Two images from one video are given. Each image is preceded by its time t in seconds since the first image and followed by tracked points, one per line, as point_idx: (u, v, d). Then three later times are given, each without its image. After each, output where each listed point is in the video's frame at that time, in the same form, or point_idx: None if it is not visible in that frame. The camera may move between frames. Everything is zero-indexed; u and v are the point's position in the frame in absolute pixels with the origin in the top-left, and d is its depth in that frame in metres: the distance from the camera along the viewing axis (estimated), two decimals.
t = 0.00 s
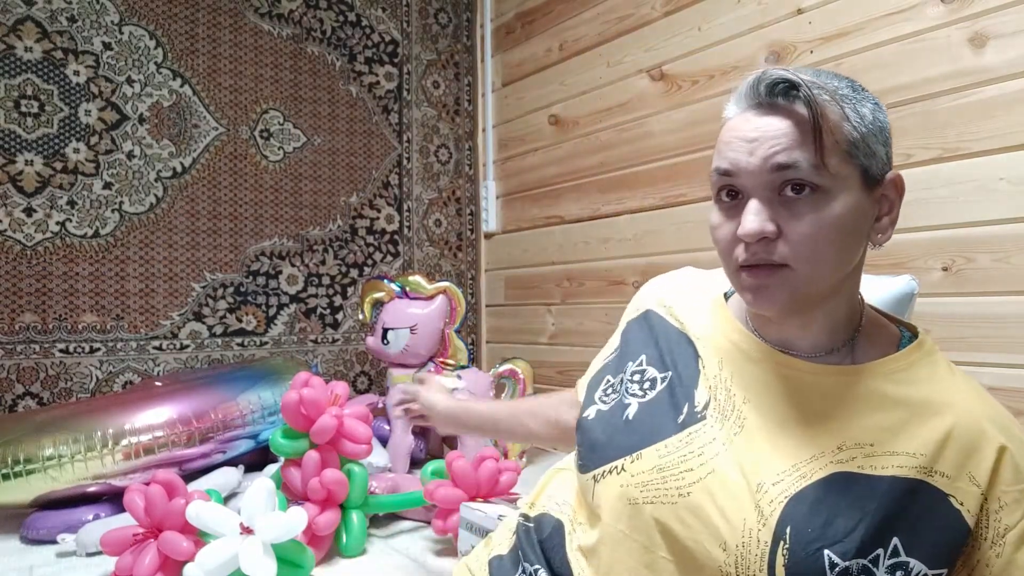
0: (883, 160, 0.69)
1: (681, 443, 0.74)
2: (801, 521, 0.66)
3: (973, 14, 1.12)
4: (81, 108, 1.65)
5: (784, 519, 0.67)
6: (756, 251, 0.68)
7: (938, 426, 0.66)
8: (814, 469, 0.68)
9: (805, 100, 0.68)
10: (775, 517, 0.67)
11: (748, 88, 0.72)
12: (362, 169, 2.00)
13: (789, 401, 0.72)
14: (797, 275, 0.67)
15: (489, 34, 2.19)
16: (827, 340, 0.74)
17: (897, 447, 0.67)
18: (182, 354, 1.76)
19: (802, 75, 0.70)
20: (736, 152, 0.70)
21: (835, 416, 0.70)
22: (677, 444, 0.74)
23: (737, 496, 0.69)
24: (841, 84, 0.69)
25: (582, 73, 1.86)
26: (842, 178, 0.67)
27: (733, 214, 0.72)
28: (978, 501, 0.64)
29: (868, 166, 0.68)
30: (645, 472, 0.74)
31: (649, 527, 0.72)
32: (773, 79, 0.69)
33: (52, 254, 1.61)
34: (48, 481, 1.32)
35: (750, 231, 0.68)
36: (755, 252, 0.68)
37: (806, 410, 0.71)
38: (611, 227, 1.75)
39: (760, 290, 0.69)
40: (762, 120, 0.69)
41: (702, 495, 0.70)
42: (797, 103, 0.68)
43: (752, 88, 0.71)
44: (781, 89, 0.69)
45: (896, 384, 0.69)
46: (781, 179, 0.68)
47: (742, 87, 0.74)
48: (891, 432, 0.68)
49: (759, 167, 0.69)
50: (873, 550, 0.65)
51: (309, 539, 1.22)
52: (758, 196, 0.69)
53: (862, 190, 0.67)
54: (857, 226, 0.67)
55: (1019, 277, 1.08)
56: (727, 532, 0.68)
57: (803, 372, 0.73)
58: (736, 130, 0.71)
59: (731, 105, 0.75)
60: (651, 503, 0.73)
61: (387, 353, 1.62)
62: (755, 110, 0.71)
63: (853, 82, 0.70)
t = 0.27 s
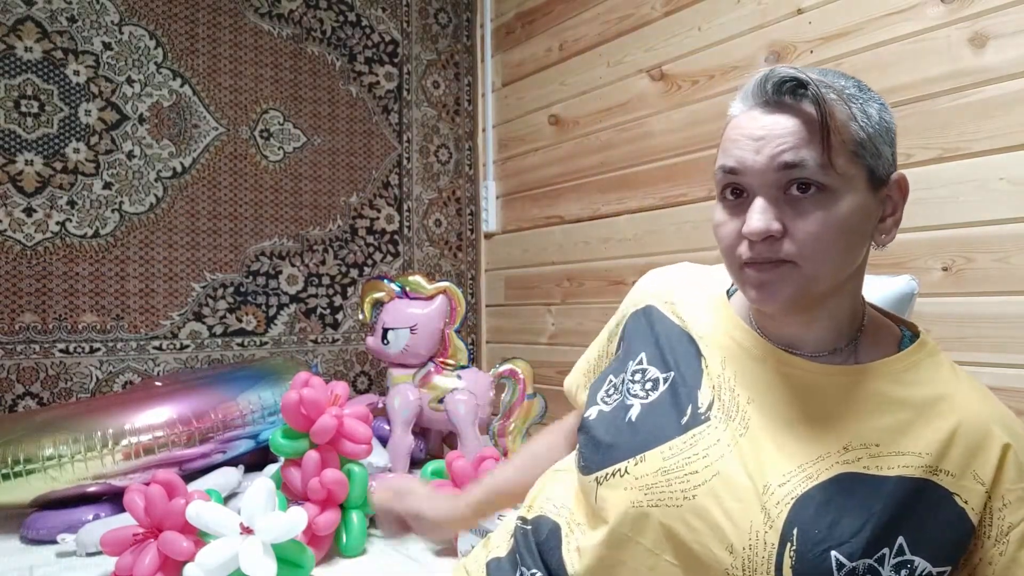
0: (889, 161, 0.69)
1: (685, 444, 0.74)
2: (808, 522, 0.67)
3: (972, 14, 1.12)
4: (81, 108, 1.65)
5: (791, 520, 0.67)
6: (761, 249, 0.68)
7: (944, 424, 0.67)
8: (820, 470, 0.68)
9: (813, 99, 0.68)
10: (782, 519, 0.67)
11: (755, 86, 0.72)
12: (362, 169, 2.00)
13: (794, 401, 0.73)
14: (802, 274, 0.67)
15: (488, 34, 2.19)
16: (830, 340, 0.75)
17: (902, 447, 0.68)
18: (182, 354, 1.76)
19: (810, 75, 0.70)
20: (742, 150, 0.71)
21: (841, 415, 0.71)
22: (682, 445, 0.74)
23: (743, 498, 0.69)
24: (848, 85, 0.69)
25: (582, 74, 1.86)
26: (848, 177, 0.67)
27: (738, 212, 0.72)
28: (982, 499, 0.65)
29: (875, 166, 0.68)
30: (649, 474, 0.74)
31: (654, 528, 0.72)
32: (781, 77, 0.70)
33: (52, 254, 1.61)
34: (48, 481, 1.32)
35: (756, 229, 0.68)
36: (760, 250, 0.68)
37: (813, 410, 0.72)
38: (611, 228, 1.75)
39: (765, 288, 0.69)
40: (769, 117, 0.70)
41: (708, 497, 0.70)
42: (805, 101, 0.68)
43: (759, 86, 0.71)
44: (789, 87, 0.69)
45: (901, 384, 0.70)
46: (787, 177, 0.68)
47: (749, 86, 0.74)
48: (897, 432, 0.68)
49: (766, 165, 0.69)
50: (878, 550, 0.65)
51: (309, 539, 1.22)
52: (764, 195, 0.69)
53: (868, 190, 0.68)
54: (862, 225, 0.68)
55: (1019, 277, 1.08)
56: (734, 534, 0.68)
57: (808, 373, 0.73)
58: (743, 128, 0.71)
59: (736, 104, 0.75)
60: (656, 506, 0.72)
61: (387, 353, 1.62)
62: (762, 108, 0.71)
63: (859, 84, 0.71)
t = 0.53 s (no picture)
0: (898, 165, 0.69)
1: (689, 451, 0.74)
2: (812, 529, 0.67)
3: (972, 14, 1.12)
4: (81, 108, 1.65)
5: (796, 527, 0.67)
6: (769, 252, 0.68)
7: (949, 429, 0.67)
8: (825, 476, 0.68)
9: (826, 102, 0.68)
10: (787, 526, 0.67)
11: (766, 87, 0.72)
12: (363, 169, 2.00)
13: (798, 407, 0.73)
14: (811, 277, 0.67)
15: (488, 34, 2.19)
16: (835, 343, 0.75)
17: (907, 452, 0.68)
18: (182, 354, 1.76)
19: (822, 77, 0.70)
20: (752, 151, 0.70)
21: (846, 421, 0.71)
22: (686, 452, 0.74)
23: (748, 506, 0.69)
24: (859, 88, 0.69)
25: (582, 74, 1.86)
26: (858, 180, 0.67)
27: (746, 214, 0.71)
28: (986, 504, 0.65)
29: (884, 171, 0.68)
30: (653, 482, 0.74)
31: (659, 534, 0.72)
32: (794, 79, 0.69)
33: (52, 255, 1.61)
34: (48, 481, 1.32)
35: (764, 232, 0.68)
36: (769, 253, 0.68)
37: (817, 416, 0.72)
38: (611, 228, 1.74)
39: (773, 290, 0.69)
40: (781, 119, 0.69)
41: (712, 505, 0.70)
42: (817, 104, 0.68)
43: (771, 87, 0.70)
44: (801, 89, 0.69)
45: (905, 389, 0.70)
46: (798, 180, 0.68)
47: (759, 86, 0.74)
48: (902, 437, 0.68)
49: (776, 167, 0.68)
50: (883, 556, 0.65)
51: (309, 539, 1.22)
52: (773, 197, 0.69)
53: (877, 194, 0.68)
54: (870, 229, 0.68)
55: (1019, 277, 1.07)
56: (739, 543, 0.68)
57: (813, 379, 0.73)
58: (754, 129, 0.71)
59: (746, 104, 0.75)
60: (660, 514, 0.72)
61: (387, 353, 1.62)
62: (773, 109, 0.70)
63: (870, 87, 0.71)
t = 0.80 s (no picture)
0: (896, 167, 0.69)
1: (689, 452, 0.74)
2: (813, 529, 0.67)
3: (972, 14, 1.12)
4: (81, 108, 1.65)
5: (796, 527, 0.67)
6: (769, 256, 0.68)
7: (949, 429, 0.67)
8: (825, 476, 0.68)
9: (823, 105, 0.67)
10: (787, 526, 0.67)
11: (762, 90, 0.72)
12: (363, 169, 2.00)
13: (798, 407, 0.73)
14: (811, 281, 0.67)
15: (489, 34, 2.19)
16: (835, 344, 0.75)
17: (907, 452, 0.68)
18: (182, 354, 1.76)
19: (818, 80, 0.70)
20: (750, 156, 0.70)
21: (846, 421, 0.71)
22: (686, 453, 0.74)
23: (748, 506, 0.69)
24: (856, 90, 0.69)
25: (582, 74, 1.86)
26: (856, 183, 0.67)
27: (745, 218, 0.71)
28: (987, 504, 0.65)
29: (882, 173, 0.68)
30: (653, 482, 0.74)
31: (659, 535, 0.72)
32: (790, 82, 0.69)
33: (52, 254, 1.61)
34: (48, 481, 1.32)
35: (764, 236, 0.68)
36: (769, 257, 0.68)
37: (817, 416, 0.72)
38: (611, 227, 1.74)
39: (772, 294, 0.69)
40: (778, 123, 0.69)
41: (712, 505, 0.70)
42: (815, 107, 0.68)
43: (767, 91, 0.70)
44: (798, 92, 0.69)
45: (904, 389, 0.70)
46: (796, 184, 0.68)
47: (756, 89, 0.73)
48: (902, 437, 0.68)
49: (774, 172, 0.68)
50: (884, 556, 0.65)
51: (309, 539, 1.22)
52: (771, 201, 0.69)
53: (875, 196, 0.68)
54: (869, 231, 0.68)
55: (1019, 277, 1.07)
56: (740, 543, 0.68)
57: (813, 380, 0.73)
58: (750, 133, 0.71)
59: (743, 107, 0.74)
60: (660, 514, 0.72)
61: (387, 353, 1.62)
62: (771, 113, 0.70)
63: (866, 89, 0.71)
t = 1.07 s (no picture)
0: (895, 168, 0.69)
1: (688, 453, 0.74)
2: (812, 529, 0.67)
3: (972, 14, 1.12)
4: (81, 108, 1.65)
5: (795, 527, 0.67)
6: (769, 258, 0.68)
7: (948, 428, 0.68)
8: (824, 476, 0.68)
9: (823, 107, 0.68)
10: (786, 526, 0.67)
11: (762, 91, 0.72)
12: (363, 169, 2.00)
13: (798, 407, 0.73)
14: (810, 283, 0.68)
15: (489, 35, 2.19)
16: (834, 344, 0.75)
17: (906, 452, 0.68)
18: (182, 354, 1.76)
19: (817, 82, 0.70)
20: (749, 158, 0.70)
21: (845, 421, 0.71)
22: (686, 452, 0.74)
23: (748, 506, 0.69)
24: (855, 91, 0.69)
25: (582, 73, 1.86)
26: (856, 185, 0.67)
27: (745, 220, 0.71)
28: (985, 503, 0.66)
29: (881, 174, 0.68)
30: (653, 482, 0.74)
31: (659, 535, 0.72)
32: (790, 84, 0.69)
33: (52, 254, 1.61)
34: (48, 481, 1.32)
35: (764, 238, 0.68)
36: (769, 260, 0.68)
37: (816, 415, 0.72)
38: (611, 227, 1.74)
39: (772, 296, 0.69)
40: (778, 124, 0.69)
41: (712, 505, 0.70)
42: (815, 109, 0.68)
43: (767, 93, 0.70)
44: (798, 94, 0.69)
45: (904, 389, 0.70)
46: (796, 185, 0.68)
47: (755, 91, 0.73)
48: (900, 437, 0.68)
49: (774, 173, 0.68)
50: (882, 555, 0.65)
51: (309, 539, 1.22)
52: (771, 203, 0.69)
53: (875, 198, 0.68)
54: (869, 233, 0.68)
55: (1019, 277, 1.08)
56: (739, 543, 0.68)
57: (812, 381, 0.73)
58: (751, 134, 0.71)
59: (742, 108, 0.74)
60: (660, 514, 0.72)
61: (387, 353, 1.62)
62: (771, 115, 0.70)
63: (865, 89, 0.71)
